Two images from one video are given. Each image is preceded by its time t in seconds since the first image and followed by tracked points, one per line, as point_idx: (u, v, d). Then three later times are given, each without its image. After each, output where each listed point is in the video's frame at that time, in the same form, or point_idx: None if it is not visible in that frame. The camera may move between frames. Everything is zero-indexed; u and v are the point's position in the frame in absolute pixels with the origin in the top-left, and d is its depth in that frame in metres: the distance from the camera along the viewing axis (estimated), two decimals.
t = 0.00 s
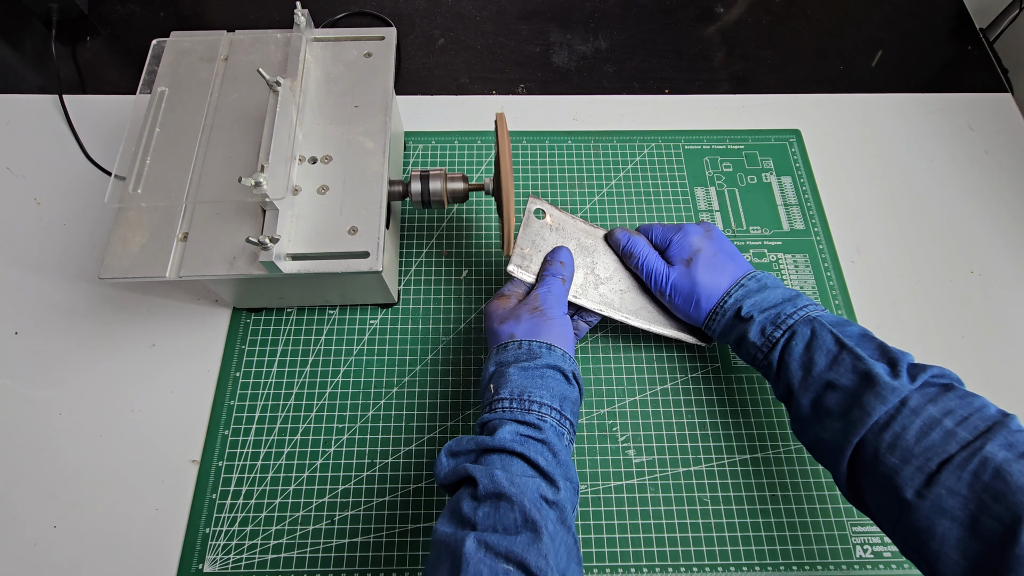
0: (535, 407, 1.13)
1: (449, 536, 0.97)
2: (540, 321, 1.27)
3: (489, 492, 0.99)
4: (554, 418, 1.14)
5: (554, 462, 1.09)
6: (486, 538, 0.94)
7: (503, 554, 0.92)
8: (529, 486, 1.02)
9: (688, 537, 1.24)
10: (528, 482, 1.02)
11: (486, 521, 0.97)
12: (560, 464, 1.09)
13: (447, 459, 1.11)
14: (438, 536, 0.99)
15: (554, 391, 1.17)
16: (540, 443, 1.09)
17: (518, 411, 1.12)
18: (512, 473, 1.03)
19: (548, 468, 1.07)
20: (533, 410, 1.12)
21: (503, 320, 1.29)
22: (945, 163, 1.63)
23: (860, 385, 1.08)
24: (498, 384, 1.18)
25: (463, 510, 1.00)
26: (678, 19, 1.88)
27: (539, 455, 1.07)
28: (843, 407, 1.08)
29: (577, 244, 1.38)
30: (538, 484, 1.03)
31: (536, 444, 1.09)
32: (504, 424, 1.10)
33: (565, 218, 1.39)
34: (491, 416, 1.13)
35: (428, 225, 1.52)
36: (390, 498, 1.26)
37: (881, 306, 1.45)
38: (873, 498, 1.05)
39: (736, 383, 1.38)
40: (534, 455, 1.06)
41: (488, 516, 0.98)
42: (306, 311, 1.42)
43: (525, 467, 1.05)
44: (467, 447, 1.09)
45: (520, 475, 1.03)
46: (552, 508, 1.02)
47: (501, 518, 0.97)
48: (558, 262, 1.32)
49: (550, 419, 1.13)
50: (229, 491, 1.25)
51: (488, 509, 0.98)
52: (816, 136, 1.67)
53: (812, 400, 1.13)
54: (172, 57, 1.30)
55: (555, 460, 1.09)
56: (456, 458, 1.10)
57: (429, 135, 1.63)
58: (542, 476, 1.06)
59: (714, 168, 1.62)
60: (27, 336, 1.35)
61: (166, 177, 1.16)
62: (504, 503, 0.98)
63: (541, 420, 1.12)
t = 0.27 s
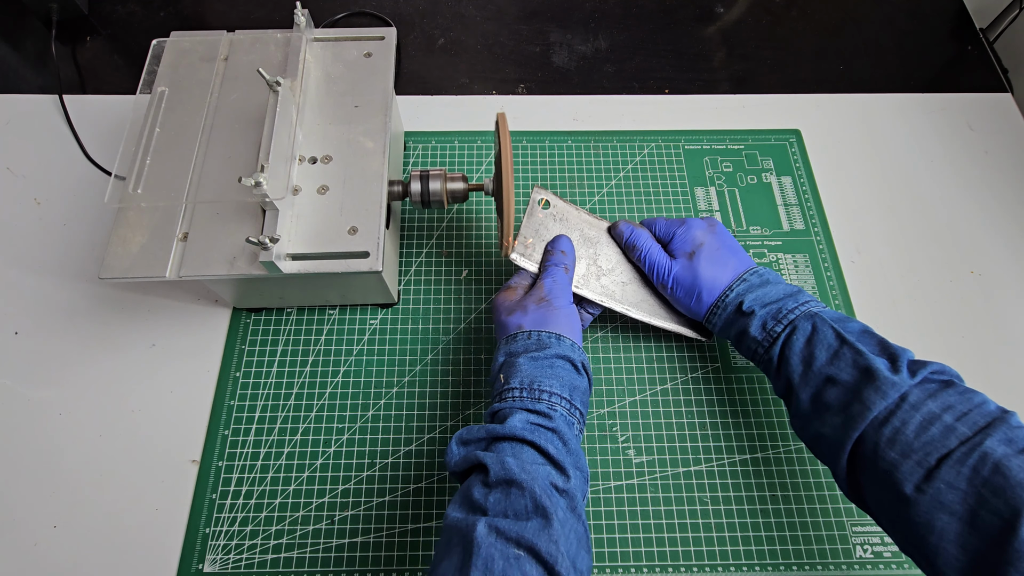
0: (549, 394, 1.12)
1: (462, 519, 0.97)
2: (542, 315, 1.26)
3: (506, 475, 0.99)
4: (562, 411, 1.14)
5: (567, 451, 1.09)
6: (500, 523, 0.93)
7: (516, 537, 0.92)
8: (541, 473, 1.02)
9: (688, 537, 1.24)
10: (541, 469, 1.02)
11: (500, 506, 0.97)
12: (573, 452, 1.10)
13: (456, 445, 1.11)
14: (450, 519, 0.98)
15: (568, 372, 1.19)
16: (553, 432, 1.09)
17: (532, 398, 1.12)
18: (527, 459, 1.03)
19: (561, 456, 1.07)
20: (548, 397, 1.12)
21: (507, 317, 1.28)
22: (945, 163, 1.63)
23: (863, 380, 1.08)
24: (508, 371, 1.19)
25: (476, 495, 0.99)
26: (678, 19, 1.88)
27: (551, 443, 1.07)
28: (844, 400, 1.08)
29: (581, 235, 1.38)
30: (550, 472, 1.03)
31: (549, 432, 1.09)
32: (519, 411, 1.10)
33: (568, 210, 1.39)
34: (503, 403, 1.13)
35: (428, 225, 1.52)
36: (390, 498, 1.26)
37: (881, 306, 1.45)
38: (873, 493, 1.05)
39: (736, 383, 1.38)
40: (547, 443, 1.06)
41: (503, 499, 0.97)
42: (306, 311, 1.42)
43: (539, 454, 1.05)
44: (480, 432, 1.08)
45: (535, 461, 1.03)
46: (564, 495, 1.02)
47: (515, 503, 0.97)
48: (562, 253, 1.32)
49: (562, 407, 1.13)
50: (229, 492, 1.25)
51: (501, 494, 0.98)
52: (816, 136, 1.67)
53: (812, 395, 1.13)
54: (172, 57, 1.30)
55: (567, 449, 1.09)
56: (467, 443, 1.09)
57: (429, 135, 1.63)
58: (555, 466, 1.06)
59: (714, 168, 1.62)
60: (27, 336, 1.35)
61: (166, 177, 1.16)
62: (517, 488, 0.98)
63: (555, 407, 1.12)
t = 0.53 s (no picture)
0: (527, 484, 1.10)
1: None
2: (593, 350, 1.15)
3: (450, 564, 1.04)
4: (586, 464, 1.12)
5: (526, 550, 1.09)
6: None
7: None
8: None
9: (688, 537, 1.24)
10: (488, 563, 1.05)
11: None
12: (535, 549, 1.10)
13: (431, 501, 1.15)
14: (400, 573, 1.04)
15: (553, 483, 1.09)
16: (521, 527, 1.09)
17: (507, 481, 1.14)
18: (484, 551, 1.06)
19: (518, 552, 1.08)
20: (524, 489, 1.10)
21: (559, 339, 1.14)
22: (945, 163, 1.63)
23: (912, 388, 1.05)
24: (477, 460, 1.14)
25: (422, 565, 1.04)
26: (678, 20, 1.88)
27: (514, 551, 1.08)
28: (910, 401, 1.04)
29: (639, 268, 1.20)
30: None
31: (511, 532, 1.09)
32: (491, 497, 1.11)
33: (640, 237, 1.22)
34: (476, 476, 1.12)
35: (428, 225, 1.52)
36: (390, 498, 1.26)
37: (881, 306, 1.45)
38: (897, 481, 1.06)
39: (735, 384, 1.38)
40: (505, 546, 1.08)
41: None
42: (306, 311, 1.42)
43: (496, 545, 1.07)
44: (445, 499, 1.11)
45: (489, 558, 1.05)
46: None
47: None
48: (623, 291, 1.18)
49: (545, 503, 1.09)
50: (229, 491, 1.25)
51: None
52: (816, 136, 1.68)
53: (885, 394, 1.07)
54: (172, 57, 1.29)
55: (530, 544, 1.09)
56: (439, 498, 1.13)
57: (429, 135, 1.63)
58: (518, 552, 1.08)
59: (714, 168, 1.62)
60: (27, 336, 1.35)
61: (166, 177, 1.16)
62: None
63: (527, 502, 1.10)
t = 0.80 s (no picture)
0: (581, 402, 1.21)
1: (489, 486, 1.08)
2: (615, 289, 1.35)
3: (529, 462, 1.12)
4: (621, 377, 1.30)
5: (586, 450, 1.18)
6: (527, 505, 1.04)
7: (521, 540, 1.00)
8: (565, 478, 1.11)
9: (688, 537, 1.24)
10: (559, 462, 1.13)
11: (525, 478, 1.08)
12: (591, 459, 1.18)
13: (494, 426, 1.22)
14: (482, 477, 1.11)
15: (600, 399, 1.23)
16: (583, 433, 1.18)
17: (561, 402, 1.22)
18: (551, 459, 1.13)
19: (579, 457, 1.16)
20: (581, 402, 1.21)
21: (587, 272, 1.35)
22: (945, 163, 1.63)
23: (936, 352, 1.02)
24: (536, 383, 1.22)
25: (502, 467, 1.11)
26: (678, 19, 1.88)
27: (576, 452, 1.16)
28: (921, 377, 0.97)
29: (642, 212, 1.43)
30: (574, 476, 1.13)
31: (576, 438, 1.17)
32: (552, 411, 1.19)
33: (641, 186, 1.46)
34: (538, 394, 1.20)
35: (428, 224, 1.52)
36: (390, 497, 1.26)
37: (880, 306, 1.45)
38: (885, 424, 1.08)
39: (735, 383, 1.38)
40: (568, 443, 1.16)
41: (526, 477, 1.09)
42: (306, 311, 1.42)
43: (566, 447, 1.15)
44: (512, 411, 1.19)
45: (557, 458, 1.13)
46: (571, 501, 1.11)
47: (538, 489, 1.08)
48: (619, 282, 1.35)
49: (597, 419, 1.20)
50: (229, 491, 1.25)
51: (527, 475, 1.09)
52: (816, 136, 1.68)
53: (884, 371, 0.98)
54: (172, 57, 1.29)
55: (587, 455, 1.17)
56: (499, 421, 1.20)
57: (429, 135, 1.63)
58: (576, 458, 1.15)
59: (714, 168, 1.62)
60: (27, 336, 1.35)
61: (166, 177, 1.16)
62: (552, 481, 1.10)
63: (584, 413, 1.20)
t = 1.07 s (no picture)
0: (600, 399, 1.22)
1: (511, 485, 1.08)
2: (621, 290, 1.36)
3: (550, 461, 1.12)
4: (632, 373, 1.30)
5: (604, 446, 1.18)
6: (549, 505, 1.03)
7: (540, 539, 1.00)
8: (586, 477, 1.11)
9: (688, 537, 1.24)
10: (580, 462, 1.13)
11: (548, 478, 1.08)
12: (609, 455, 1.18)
13: (510, 425, 1.22)
14: (505, 476, 1.11)
15: (616, 397, 1.24)
16: (601, 431, 1.19)
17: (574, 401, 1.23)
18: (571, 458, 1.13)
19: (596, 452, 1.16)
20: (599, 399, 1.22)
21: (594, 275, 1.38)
22: (945, 163, 1.63)
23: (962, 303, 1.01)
24: (552, 380, 1.22)
25: (523, 466, 1.12)
26: (678, 19, 1.88)
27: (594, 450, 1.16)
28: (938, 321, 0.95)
29: (647, 216, 1.44)
30: (595, 475, 1.13)
31: (594, 436, 1.18)
32: (570, 408, 1.20)
33: (646, 190, 1.48)
34: (556, 392, 1.21)
35: (428, 224, 1.52)
36: (390, 498, 1.26)
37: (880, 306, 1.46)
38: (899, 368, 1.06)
39: (735, 384, 1.38)
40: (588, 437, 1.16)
41: (548, 477, 1.09)
42: (306, 311, 1.42)
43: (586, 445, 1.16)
44: (531, 409, 1.19)
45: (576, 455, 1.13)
46: (591, 499, 1.11)
47: (560, 489, 1.08)
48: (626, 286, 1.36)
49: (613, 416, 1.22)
50: (229, 491, 1.25)
51: (550, 474, 1.09)
52: (816, 136, 1.68)
53: (902, 314, 0.96)
54: (172, 57, 1.29)
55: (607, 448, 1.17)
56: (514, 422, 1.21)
57: (429, 135, 1.63)
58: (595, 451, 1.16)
59: (714, 168, 1.62)
60: (27, 336, 1.35)
61: (166, 177, 1.16)
62: (573, 480, 1.10)
63: (601, 411, 1.21)
